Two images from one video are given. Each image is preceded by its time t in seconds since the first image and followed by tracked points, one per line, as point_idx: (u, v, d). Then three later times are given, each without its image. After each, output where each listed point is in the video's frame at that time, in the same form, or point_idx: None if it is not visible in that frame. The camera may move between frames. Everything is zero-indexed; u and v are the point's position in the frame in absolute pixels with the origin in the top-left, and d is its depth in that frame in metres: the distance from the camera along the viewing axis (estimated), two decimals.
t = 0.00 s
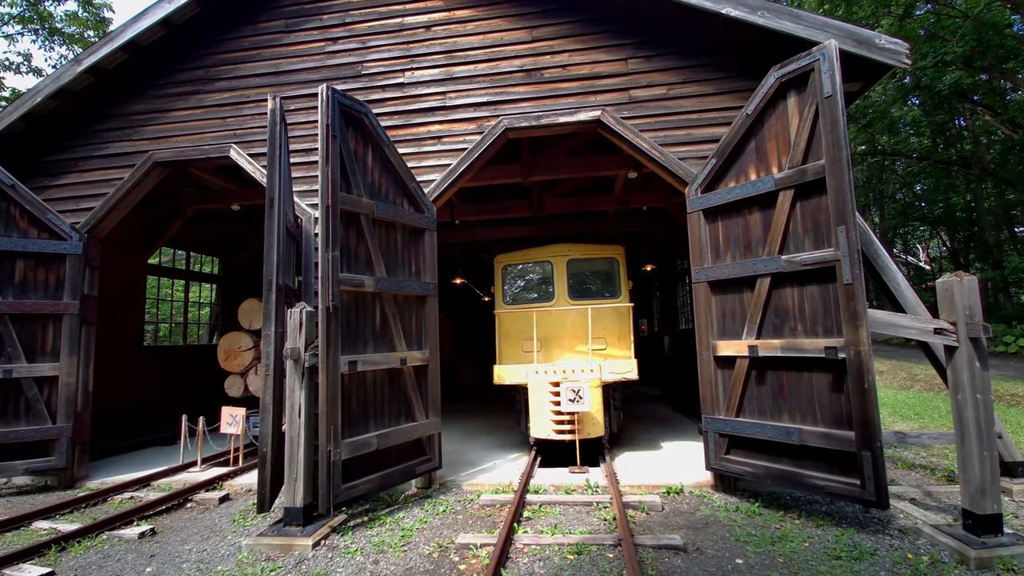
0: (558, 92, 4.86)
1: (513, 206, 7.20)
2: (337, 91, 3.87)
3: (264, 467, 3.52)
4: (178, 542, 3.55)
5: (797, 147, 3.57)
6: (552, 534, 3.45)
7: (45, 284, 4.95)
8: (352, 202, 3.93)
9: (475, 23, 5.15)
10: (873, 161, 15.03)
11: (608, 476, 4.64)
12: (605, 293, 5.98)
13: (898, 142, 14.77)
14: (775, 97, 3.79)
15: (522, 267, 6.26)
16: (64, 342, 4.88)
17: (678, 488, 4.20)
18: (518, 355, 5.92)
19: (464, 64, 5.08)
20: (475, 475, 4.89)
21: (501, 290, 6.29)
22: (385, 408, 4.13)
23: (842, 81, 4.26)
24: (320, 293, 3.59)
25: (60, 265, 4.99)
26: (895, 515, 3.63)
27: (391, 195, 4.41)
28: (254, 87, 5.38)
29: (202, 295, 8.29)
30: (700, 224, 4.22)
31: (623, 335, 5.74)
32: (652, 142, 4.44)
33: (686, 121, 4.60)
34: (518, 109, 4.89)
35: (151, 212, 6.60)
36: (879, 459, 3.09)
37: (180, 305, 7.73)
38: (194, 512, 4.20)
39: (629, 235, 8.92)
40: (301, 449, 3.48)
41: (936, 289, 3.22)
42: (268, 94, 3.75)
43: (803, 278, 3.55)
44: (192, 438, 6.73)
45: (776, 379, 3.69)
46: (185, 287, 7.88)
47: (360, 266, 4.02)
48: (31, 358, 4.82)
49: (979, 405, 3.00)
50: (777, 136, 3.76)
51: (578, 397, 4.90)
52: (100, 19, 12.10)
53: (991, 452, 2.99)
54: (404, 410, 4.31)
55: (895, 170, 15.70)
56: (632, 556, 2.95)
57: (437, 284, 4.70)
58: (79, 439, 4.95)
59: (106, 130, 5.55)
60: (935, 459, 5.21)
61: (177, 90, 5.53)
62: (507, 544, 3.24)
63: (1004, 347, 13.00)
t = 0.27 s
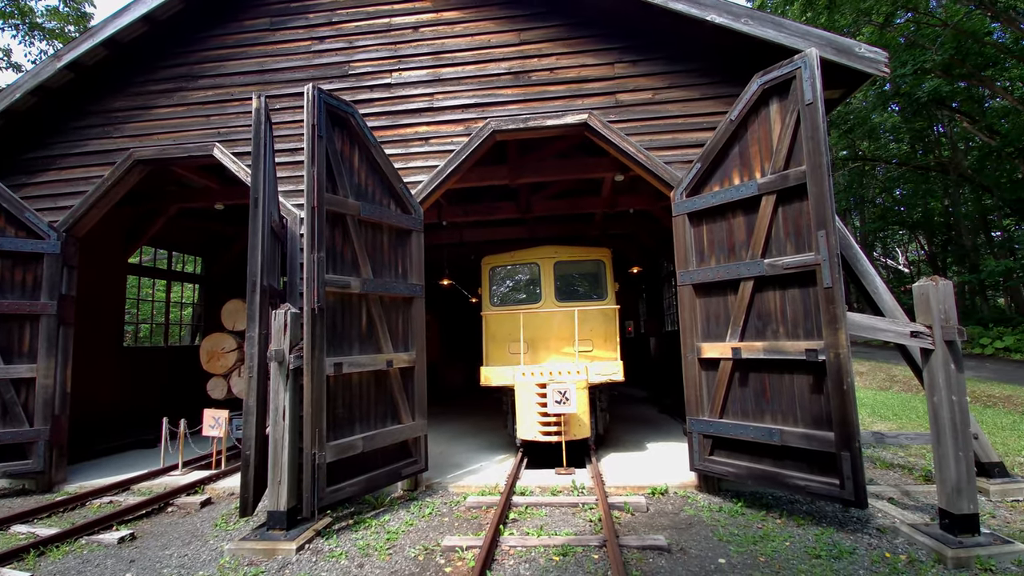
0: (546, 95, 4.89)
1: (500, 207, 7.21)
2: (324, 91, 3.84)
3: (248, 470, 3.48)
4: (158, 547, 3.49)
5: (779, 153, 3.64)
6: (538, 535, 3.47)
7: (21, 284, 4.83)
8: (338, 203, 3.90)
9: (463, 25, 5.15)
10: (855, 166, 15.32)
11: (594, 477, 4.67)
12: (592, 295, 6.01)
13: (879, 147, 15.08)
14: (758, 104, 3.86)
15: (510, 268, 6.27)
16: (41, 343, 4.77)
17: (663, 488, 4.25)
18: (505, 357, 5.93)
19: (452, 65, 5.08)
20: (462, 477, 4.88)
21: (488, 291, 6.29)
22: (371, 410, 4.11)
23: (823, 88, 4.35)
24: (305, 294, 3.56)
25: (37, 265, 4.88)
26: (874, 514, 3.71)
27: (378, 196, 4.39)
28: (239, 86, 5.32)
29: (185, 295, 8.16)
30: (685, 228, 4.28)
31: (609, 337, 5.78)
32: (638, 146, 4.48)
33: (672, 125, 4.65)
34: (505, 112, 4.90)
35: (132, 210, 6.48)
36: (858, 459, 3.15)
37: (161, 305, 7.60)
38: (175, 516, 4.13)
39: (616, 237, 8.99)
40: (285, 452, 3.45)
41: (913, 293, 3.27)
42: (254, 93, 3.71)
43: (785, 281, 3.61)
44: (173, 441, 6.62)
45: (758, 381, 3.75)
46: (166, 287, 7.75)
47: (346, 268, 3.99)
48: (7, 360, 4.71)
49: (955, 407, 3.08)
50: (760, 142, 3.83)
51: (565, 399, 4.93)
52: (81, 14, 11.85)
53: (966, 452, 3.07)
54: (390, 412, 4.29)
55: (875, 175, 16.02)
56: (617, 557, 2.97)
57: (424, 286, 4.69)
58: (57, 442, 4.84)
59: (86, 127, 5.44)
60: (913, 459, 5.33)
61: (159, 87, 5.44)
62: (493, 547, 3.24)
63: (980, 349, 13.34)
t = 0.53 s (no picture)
0: (538, 96, 4.90)
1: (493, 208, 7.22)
2: (316, 91, 3.83)
3: (237, 471, 3.44)
4: (145, 550, 3.45)
5: (769, 156, 3.68)
6: (530, 536, 3.47)
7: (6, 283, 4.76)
8: (330, 202, 3.89)
9: (456, 26, 5.15)
10: (844, 170, 15.52)
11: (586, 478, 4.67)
12: (584, 296, 6.03)
13: (867, 152, 15.29)
14: (748, 107, 3.90)
15: (502, 269, 6.28)
16: (27, 344, 4.71)
17: (654, 489, 4.26)
18: (498, 358, 5.93)
19: (445, 66, 5.08)
20: (454, 478, 4.87)
21: (480, 292, 6.29)
22: (363, 411, 4.09)
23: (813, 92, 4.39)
24: (296, 294, 3.54)
25: (23, 265, 4.82)
26: (863, 514, 3.75)
27: (370, 196, 4.38)
28: (230, 85, 5.28)
29: (174, 296, 8.09)
30: (676, 229, 4.30)
31: (601, 338, 5.80)
32: (630, 148, 4.50)
33: (664, 128, 4.68)
34: (498, 113, 4.91)
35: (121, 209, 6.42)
36: (846, 459, 3.18)
37: (149, 305, 7.52)
38: (163, 519, 4.08)
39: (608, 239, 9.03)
40: (275, 453, 3.42)
41: (900, 295, 3.34)
42: (245, 92, 3.69)
43: (775, 283, 3.64)
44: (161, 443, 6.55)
45: (749, 381, 3.78)
46: (155, 287, 7.68)
47: (338, 268, 3.97)
48: None
49: (941, 407, 3.12)
50: (750, 144, 3.86)
51: (557, 399, 4.93)
52: (72, 13, 11.74)
53: (953, 452, 3.11)
54: (382, 413, 4.27)
55: (864, 178, 16.23)
56: (609, 556, 2.98)
57: (416, 286, 4.67)
58: (45, 444, 4.77)
59: (75, 125, 5.37)
60: (901, 459, 5.39)
61: (149, 85, 5.39)
62: (485, 547, 3.23)
63: (966, 350, 13.53)
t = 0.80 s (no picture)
0: (533, 97, 4.90)
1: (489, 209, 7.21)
2: (310, 89, 3.81)
3: (230, 472, 3.42)
4: (136, 552, 3.41)
5: (763, 157, 3.69)
6: (524, 536, 3.46)
7: None
8: (324, 201, 3.86)
9: (452, 25, 5.14)
10: (837, 172, 15.63)
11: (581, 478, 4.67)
12: (579, 296, 6.03)
13: (860, 154, 15.41)
14: (742, 108, 3.91)
15: (497, 270, 6.27)
16: (17, 344, 4.65)
17: (648, 489, 4.27)
18: (493, 358, 5.92)
19: (440, 66, 5.07)
20: (448, 479, 4.85)
21: (475, 292, 6.28)
22: (357, 411, 4.07)
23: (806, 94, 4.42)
24: (289, 293, 3.51)
25: (12, 263, 4.76)
26: (855, 513, 3.76)
27: (364, 195, 4.36)
28: (223, 83, 5.25)
29: (166, 295, 8.03)
30: (671, 230, 4.31)
31: (596, 338, 5.80)
32: (625, 148, 4.51)
33: (658, 128, 4.69)
34: (493, 113, 4.91)
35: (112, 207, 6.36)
36: (839, 459, 3.19)
37: (141, 305, 7.46)
38: (154, 520, 4.04)
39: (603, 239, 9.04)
40: (267, 453, 3.39)
41: (892, 295, 3.36)
42: (238, 90, 3.66)
43: (769, 283, 3.66)
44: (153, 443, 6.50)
45: (742, 381, 3.79)
46: (147, 287, 7.62)
47: (331, 267, 3.95)
48: None
49: (933, 407, 3.14)
50: (744, 146, 3.88)
51: (552, 400, 4.93)
52: (64, 10, 11.63)
53: (945, 452, 3.13)
54: (376, 414, 4.25)
55: (857, 180, 16.36)
56: (603, 557, 2.98)
57: (410, 286, 4.66)
58: (35, 444, 4.72)
59: (66, 123, 5.32)
60: (893, 459, 5.43)
61: (141, 83, 5.35)
62: (479, 548, 3.22)
63: (958, 351, 13.64)
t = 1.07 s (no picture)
0: (530, 97, 4.90)
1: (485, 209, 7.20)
2: (306, 88, 3.79)
3: (223, 472, 3.40)
4: (128, 553, 3.38)
5: (758, 158, 3.70)
6: (519, 537, 3.46)
7: None
8: (320, 200, 3.85)
9: (449, 25, 5.13)
10: (832, 174, 15.71)
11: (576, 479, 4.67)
12: (575, 297, 6.03)
13: (855, 156, 15.50)
14: (739, 109, 3.92)
15: (493, 270, 6.26)
16: (8, 342, 4.60)
17: (644, 490, 4.27)
18: (488, 359, 5.91)
19: (436, 65, 5.06)
20: (443, 480, 4.84)
21: (471, 292, 6.27)
22: (352, 412, 4.05)
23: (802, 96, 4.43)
24: (284, 293, 3.49)
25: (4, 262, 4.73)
26: (849, 514, 3.78)
27: (360, 195, 4.34)
28: (219, 81, 5.22)
29: (159, 294, 7.98)
30: (667, 231, 4.31)
31: (592, 338, 5.80)
32: (621, 149, 4.51)
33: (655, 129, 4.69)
34: (490, 113, 4.90)
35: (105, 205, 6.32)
36: (833, 460, 3.20)
37: (134, 304, 7.42)
38: (146, 521, 4.01)
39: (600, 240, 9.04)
40: (261, 454, 3.38)
41: (886, 297, 3.38)
42: (234, 88, 3.64)
43: (764, 284, 3.67)
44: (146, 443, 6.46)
45: (738, 382, 3.79)
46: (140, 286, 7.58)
47: (326, 266, 3.93)
48: None
49: (927, 408, 3.15)
50: (740, 147, 3.89)
51: (547, 400, 4.92)
52: (60, 7, 11.55)
53: (939, 453, 3.14)
54: (371, 414, 4.23)
55: (851, 182, 16.45)
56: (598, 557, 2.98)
57: (406, 286, 4.64)
58: (26, 444, 4.68)
59: (59, 120, 5.28)
60: (886, 460, 5.45)
61: (135, 80, 5.31)
62: (474, 549, 3.22)
63: (950, 353, 13.73)
